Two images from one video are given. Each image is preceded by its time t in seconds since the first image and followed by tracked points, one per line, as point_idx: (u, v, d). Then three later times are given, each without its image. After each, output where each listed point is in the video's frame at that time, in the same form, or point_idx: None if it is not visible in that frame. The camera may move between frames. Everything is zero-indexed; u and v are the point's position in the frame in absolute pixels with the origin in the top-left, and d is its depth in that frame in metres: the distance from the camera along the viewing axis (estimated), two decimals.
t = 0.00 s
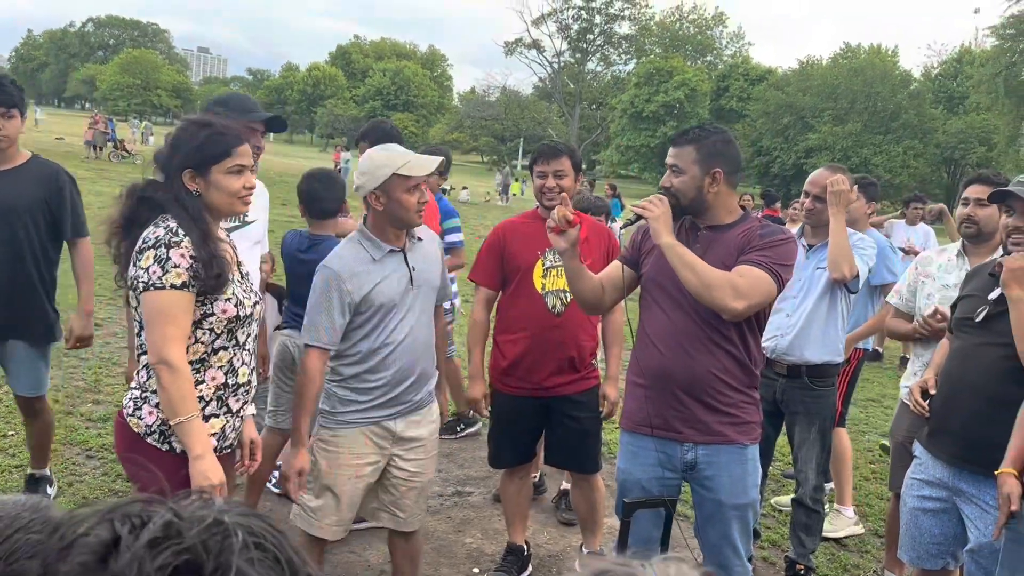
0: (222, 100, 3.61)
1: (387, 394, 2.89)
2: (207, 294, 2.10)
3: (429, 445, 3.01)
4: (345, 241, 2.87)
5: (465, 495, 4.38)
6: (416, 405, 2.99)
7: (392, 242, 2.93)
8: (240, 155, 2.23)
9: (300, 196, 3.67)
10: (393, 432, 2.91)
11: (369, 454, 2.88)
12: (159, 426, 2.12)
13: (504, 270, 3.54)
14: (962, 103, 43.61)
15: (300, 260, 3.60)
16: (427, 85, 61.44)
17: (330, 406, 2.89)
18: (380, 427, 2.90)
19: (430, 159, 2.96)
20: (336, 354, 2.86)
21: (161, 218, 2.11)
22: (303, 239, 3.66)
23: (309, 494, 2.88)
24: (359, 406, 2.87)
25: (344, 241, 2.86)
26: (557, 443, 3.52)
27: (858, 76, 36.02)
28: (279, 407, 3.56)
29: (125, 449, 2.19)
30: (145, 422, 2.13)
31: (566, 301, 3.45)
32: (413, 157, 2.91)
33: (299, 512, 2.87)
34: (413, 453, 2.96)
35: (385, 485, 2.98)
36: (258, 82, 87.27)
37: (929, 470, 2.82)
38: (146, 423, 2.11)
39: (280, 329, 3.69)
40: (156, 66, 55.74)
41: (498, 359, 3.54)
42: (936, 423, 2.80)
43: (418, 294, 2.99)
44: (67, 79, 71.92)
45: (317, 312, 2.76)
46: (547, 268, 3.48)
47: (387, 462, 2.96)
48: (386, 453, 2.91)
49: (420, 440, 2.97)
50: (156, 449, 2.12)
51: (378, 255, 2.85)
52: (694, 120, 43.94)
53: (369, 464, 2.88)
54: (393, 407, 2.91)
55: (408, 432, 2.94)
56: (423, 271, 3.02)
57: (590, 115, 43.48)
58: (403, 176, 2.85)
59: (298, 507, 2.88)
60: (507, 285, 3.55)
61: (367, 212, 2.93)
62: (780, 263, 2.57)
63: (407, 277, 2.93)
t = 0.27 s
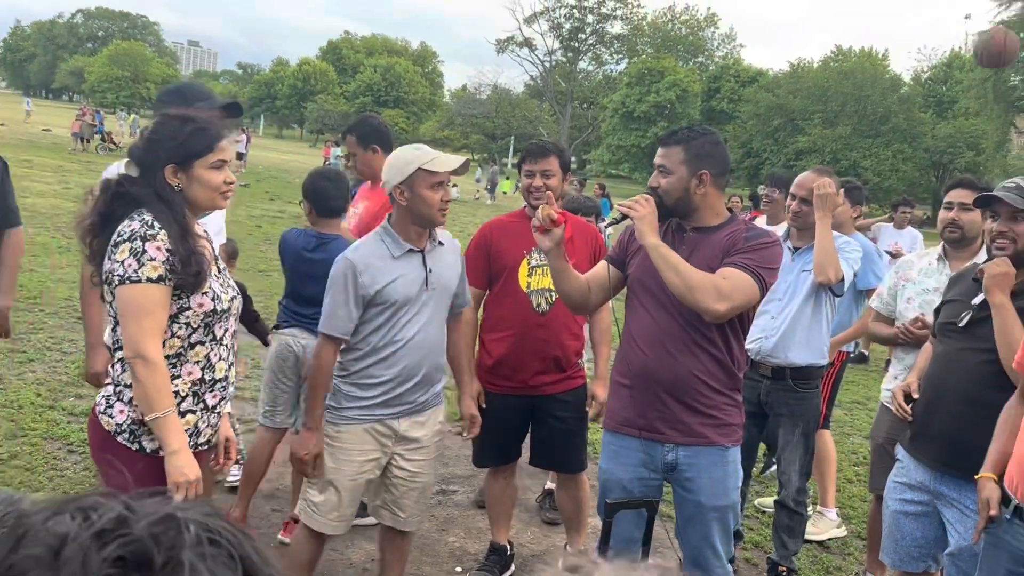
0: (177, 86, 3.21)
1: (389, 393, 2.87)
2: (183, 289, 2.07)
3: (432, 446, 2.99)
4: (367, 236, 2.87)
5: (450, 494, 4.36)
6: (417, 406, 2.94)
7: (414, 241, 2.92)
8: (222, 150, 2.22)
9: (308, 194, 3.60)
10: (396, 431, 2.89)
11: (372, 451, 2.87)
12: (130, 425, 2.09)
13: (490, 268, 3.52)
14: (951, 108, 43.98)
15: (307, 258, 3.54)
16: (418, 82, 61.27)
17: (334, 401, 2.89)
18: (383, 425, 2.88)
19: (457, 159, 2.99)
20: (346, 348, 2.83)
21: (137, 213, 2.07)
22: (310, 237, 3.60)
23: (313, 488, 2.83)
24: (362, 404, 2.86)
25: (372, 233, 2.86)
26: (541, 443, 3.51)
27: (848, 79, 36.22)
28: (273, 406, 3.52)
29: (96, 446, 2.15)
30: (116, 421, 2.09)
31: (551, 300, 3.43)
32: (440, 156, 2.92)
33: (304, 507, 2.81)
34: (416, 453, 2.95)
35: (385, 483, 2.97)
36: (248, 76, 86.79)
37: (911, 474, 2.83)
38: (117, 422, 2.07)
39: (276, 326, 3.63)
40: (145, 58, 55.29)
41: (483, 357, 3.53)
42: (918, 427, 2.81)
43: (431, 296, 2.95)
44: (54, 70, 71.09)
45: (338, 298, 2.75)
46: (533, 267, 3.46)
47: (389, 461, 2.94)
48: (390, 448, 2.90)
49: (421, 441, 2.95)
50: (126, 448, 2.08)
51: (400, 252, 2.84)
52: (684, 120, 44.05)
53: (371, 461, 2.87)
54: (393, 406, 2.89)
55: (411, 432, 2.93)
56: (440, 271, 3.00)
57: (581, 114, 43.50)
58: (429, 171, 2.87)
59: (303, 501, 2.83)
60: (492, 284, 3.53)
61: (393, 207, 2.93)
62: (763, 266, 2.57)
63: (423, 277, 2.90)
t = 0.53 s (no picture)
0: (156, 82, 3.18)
1: (382, 389, 2.86)
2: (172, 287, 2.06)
3: (424, 447, 2.96)
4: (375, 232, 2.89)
5: (443, 492, 4.36)
6: (411, 405, 2.93)
7: (422, 240, 2.91)
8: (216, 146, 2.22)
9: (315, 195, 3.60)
10: (385, 425, 2.89)
11: (361, 444, 2.88)
12: (121, 423, 2.08)
13: (485, 266, 3.52)
14: (948, 110, 44.11)
15: (312, 257, 3.57)
16: (416, 79, 61.18)
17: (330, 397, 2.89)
18: (374, 419, 2.89)
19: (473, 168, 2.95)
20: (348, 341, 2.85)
21: (128, 210, 2.06)
22: (312, 236, 3.60)
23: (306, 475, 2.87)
24: (356, 399, 2.87)
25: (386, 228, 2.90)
26: (534, 442, 3.51)
27: (845, 81, 36.30)
28: (269, 405, 3.49)
29: (89, 443, 2.15)
30: (107, 419, 2.09)
31: (544, 300, 3.43)
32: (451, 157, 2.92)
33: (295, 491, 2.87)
34: (406, 451, 2.93)
35: (375, 479, 2.96)
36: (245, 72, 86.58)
37: (903, 476, 2.84)
38: (108, 420, 2.07)
39: (273, 325, 3.62)
40: (142, 52, 55.10)
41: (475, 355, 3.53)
42: (910, 430, 2.82)
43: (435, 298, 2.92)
44: (50, 63, 70.75)
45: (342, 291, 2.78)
46: (525, 265, 3.46)
47: (379, 455, 2.94)
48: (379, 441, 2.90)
49: (410, 439, 2.93)
50: (118, 446, 2.08)
51: (408, 250, 2.87)
52: (682, 120, 44.09)
53: (359, 455, 2.87)
54: (385, 404, 2.89)
55: (401, 429, 2.92)
56: (449, 271, 2.97)
57: (578, 113, 43.51)
58: (439, 172, 2.86)
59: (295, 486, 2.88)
60: (485, 282, 3.53)
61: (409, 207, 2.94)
62: (759, 269, 2.57)
63: (427, 278, 2.89)
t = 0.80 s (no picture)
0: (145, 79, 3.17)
1: (368, 389, 2.87)
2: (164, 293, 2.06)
3: (412, 451, 2.95)
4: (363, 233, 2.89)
5: (439, 493, 4.36)
6: (401, 409, 2.92)
7: (410, 241, 2.90)
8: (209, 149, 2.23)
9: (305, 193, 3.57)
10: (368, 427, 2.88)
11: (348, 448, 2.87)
12: (112, 429, 2.07)
13: (482, 267, 3.51)
14: (947, 110, 44.11)
15: (303, 257, 3.56)
16: (415, 76, 61.10)
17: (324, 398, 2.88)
18: (360, 423, 2.89)
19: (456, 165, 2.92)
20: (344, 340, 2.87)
21: (120, 214, 2.06)
22: (302, 236, 3.61)
23: (294, 482, 2.87)
24: (348, 398, 2.88)
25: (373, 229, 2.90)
26: (529, 446, 3.50)
27: (844, 81, 36.31)
28: (262, 406, 3.51)
29: (79, 448, 2.15)
30: (98, 424, 2.08)
31: (541, 302, 3.42)
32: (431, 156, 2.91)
33: (284, 498, 2.87)
34: (394, 456, 2.92)
35: (364, 483, 2.95)
36: (243, 68, 86.53)
37: (899, 482, 2.84)
38: (99, 425, 2.06)
39: (264, 327, 3.60)
40: (141, 48, 54.97)
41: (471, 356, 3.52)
42: (907, 436, 2.82)
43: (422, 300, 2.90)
44: (48, 58, 70.53)
45: (333, 289, 2.80)
46: (523, 267, 3.44)
47: (368, 459, 2.93)
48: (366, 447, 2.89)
49: (399, 444, 2.91)
50: (109, 452, 2.07)
51: (396, 249, 2.86)
52: (681, 119, 44.09)
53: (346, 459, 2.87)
54: (373, 406, 2.88)
55: (389, 434, 2.90)
56: (435, 274, 2.94)
57: (577, 111, 43.47)
58: (420, 170, 2.86)
59: (283, 493, 2.87)
60: (483, 283, 3.52)
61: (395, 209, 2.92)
62: (759, 276, 2.56)
63: (414, 278, 2.88)
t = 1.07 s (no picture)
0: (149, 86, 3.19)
1: (347, 398, 2.85)
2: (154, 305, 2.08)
3: (400, 459, 2.95)
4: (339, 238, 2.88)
5: (434, 496, 4.36)
6: (390, 417, 2.92)
7: (386, 245, 2.90)
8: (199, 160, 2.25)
9: (291, 198, 3.58)
10: (351, 434, 2.87)
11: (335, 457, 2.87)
12: (101, 439, 2.07)
13: (477, 272, 3.50)
14: (947, 109, 44.09)
15: (288, 259, 3.55)
16: (415, 72, 61.05)
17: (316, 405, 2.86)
18: (345, 432, 2.87)
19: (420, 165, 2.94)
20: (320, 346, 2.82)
21: (110, 224, 2.08)
22: (288, 238, 3.61)
23: (283, 491, 2.86)
24: (329, 407, 2.86)
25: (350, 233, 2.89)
26: (523, 451, 3.50)
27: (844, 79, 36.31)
28: (253, 412, 3.49)
29: (67, 459, 2.14)
30: (87, 434, 2.08)
31: (536, 308, 3.42)
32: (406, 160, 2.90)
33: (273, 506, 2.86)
34: (382, 465, 2.91)
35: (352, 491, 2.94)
36: (243, 64, 86.46)
37: (893, 490, 2.84)
38: (88, 436, 2.06)
39: (251, 332, 3.58)
40: (141, 44, 54.94)
41: (465, 361, 3.51)
42: (901, 445, 2.82)
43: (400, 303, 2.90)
44: (47, 54, 70.35)
45: (307, 297, 2.77)
46: (518, 274, 3.44)
47: (355, 468, 2.93)
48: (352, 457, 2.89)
49: (385, 453, 2.91)
50: (97, 462, 2.06)
51: (371, 254, 2.85)
52: (681, 117, 44.08)
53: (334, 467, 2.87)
54: (356, 413, 2.87)
55: (375, 442, 2.90)
56: (413, 278, 2.95)
57: (577, 109, 43.46)
58: (386, 175, 2.85)
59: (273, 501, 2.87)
60: (479, 288, 3.51)
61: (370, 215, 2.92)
62: (760, 285, 2.56)
63: (392, 282, 2.88)
